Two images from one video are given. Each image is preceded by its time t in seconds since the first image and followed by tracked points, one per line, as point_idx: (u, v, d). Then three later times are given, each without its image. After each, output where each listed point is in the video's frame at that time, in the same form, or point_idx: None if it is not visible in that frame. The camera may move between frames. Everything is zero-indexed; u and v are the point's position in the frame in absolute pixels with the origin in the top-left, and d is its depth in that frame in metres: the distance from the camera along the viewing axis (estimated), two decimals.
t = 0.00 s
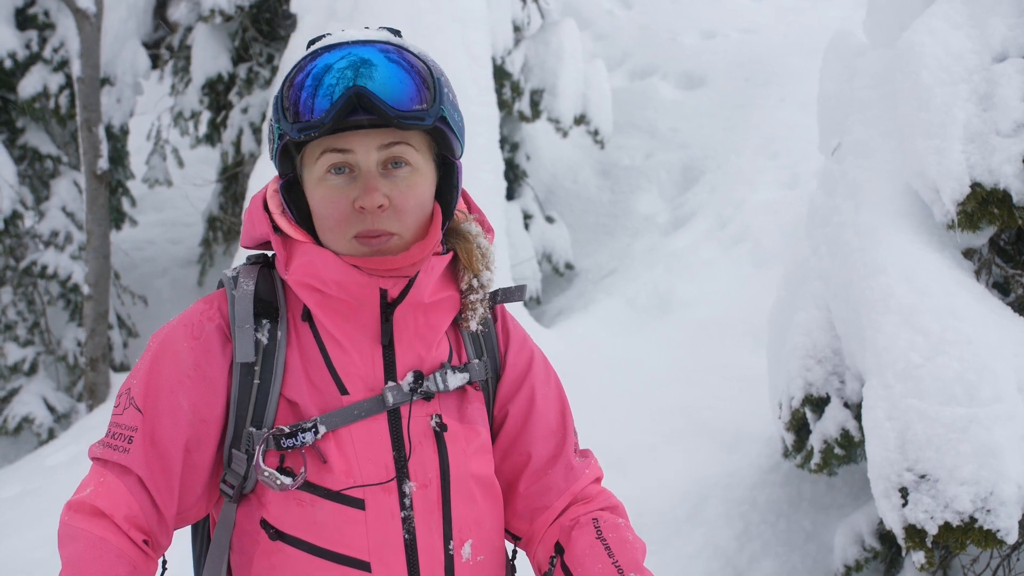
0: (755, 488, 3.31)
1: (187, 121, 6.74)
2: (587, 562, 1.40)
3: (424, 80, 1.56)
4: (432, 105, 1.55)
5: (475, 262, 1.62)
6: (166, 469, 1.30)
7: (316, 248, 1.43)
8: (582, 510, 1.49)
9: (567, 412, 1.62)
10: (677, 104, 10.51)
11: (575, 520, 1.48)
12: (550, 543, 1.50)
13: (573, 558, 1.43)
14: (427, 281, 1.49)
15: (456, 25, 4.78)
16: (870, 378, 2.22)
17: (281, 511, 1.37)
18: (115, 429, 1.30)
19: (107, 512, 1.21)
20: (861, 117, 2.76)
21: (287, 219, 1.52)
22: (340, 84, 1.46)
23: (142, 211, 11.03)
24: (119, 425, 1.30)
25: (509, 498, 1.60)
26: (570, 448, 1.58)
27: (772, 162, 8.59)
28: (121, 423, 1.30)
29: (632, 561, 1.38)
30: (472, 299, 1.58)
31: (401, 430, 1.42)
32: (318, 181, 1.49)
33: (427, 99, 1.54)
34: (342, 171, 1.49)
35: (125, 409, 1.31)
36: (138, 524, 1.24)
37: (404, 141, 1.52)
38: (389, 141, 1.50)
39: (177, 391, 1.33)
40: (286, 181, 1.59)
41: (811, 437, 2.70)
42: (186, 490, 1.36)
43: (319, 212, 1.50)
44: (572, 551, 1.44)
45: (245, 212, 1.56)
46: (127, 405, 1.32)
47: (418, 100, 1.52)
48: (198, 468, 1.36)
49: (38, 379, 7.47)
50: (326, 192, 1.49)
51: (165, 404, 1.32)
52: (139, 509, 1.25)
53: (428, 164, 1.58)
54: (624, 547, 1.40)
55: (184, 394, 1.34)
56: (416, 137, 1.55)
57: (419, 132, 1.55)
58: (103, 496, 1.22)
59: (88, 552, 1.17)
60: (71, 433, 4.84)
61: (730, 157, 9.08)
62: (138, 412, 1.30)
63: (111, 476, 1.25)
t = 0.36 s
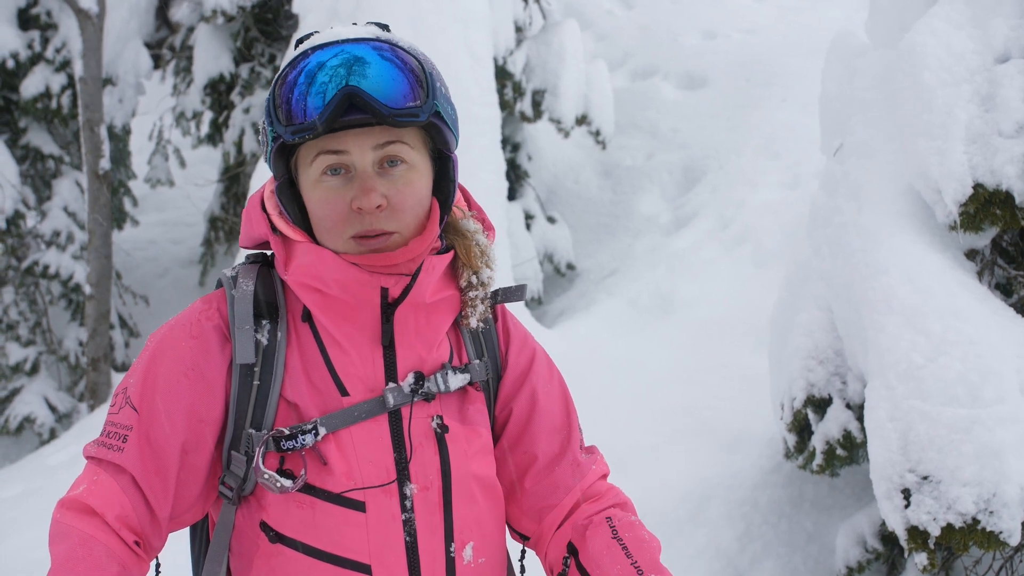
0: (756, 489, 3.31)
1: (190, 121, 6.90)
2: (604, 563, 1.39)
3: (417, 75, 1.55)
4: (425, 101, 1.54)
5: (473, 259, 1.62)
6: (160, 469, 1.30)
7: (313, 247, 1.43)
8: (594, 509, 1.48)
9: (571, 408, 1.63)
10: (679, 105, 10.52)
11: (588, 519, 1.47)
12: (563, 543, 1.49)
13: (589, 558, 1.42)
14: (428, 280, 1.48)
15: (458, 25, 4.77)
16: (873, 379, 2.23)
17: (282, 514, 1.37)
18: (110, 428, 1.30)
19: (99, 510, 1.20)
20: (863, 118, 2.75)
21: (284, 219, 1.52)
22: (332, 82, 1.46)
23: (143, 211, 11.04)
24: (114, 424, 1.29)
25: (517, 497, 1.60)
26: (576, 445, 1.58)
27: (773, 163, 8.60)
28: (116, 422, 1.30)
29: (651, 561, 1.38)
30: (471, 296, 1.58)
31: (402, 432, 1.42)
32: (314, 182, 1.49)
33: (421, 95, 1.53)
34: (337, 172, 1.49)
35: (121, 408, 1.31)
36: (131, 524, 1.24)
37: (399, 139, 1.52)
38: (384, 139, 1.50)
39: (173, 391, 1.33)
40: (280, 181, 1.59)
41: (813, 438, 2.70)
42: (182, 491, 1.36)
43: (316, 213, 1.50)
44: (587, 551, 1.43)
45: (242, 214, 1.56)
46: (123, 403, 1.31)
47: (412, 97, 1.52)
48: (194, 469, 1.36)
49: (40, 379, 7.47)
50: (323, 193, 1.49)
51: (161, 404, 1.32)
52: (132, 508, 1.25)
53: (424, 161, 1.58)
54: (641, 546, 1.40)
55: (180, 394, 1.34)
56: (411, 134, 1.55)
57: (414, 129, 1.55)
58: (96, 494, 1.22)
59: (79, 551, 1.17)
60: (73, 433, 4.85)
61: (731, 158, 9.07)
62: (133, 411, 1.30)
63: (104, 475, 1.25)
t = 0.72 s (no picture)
0: (757, 489, 3.31)
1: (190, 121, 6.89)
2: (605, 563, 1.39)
3: (421, 75, 1.56)
4: (431, 101, 1.55)
5: (470, 259, 1.62)
6: (155, 473, 1.30)
7: (310, 249, 1.43)
8: (593, 509, 1.48)
9: (569, 407, 1.62)
10: (680, 105, 10.52)
11: (588, 519, 1.47)
12: (562, 543, 1.49)
13: (589, 559, 1.42)
14: (426, 283, 1.49)
15: (459, 26, 4.77)
16: (873, 379, 2.23)
17: (280, 518, 1.37)
18: (105, 432, 1.30)
19: (93, 516, 1.20)
20: (864, 119, 2.76)
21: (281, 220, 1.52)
22: (337, 80, 1.46)
23: (144, 211, 11.05)
24: (109, 428, 1.30)
25: (515, 497, 1.60)
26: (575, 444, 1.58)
27: (774, 163, 8.60)
28: (111, 426, 1.30)
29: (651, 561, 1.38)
30: (469, 297, 1.58)
31: (400, 435, 1.42)
32: (315, 179, 1.49)
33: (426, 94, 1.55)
34: (340, 170, 1.48)
35: (116, 412, 1.31)
36: (125, 529, 1.24)
37: (403, 139, 1.52)
38: (388, 138, 1.50)
39: (168, 395, 1.33)
40: (280, 179, 1.58)
41: (814, 438, 2.70)
42: (177, 495, 1.36)
43: (316, 211, 1.50)
44: (587, 551, 1.43)
45: (239, 216, 1.56)
46: (118, 407, 1.32)
47: (417, 97, 1.53)
48: (190, 473, 1.36)
49: (40, 379, 7.47)
50: (324, 190, 1.48)
51: (156, 408, 1.32)
52: (127, 513, 1.25)
53: (425, 161, 1.58)
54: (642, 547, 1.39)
55: (176, 399, 1.34)
56: (414, 134, 1.55)
57: (417, 129, 1.55)
58: (89, 499, 1.22)
59: (71, 557, 1.17)
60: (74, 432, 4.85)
61: (733, 159, 9.07)
62: (128, 416, 1.30)
63: (98, 479, 1.25)
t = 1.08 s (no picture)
0: (757, 490, 3.31)
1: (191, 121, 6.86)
2: (612, 555, 1.39)
3: (444, 65, 1.62)
4: (455, 91, 1.63)
5: (462, 250, 1.64)
6: (152, 473, 1.30)
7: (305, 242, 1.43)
8: (596, 501, 1.49)
9: (565, 403, 1.64)
10: (681, 106, 10.52)
11: (591, 512, 1.48)
12: (565, 536, 1.48)
13: (595, 550, 1.41)
14: (419, 279, 1.48)
15: (460, 26, 4.76)
16: (873, 380, 2.23)
17: (274, 515, 1.37)
18: (100, 433, 1.30)
19: (91, 518, 1.21)
20: (864, 119, 2.75)
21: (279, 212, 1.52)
22: (365, 60, 1.50)
23: (145, 211, 11.05)
24: (104, 429, 1.30)
25: (513, 493, 1.59)
26: (572, 438, 1.59)
27: (775, 164, 8.59)
28: (106, 427, 1.30)
29: (657, 551, 1.39)
30: (461, 288, 1.59)
31: (394, 430, 1.41)
32: (333, 158, 1.51)
33: (445, 81, 1.60)
34: (359, 151, 1.51)
35: (111, 413, 1.31)
36: (123, 530, 1.24)
37: (420, 126, 1.57)
38: (407, 124, 1.54)
39: (163, 395, 1.33)
40: (291, 161, 1.59)
41: (814, 438, 2.70)
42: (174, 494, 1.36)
43: (331, 191, 1.51)
44: (592, 543, 1.43)
45: (233, 210, 1.55)
46: (113, 408, 1.32)
47: (443, 83, 1.59)
48: (187, 472, 1.36)
49: (41, 379, 7.47)
50: (343, 168, 1.50)
51: (150, 408, 1.32)
52: (125, 514, 1.25)
53: (437, 153, 1.62)
54: (647, 537, 1.40)
55: (170, 398, 1.34)
56: (432, 123, 1.60)
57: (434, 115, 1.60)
58: (87, 501, 1.22)
59: (71, 560, 1.17)
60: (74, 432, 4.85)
61: (734, 159, 9.06)
62: (123, 416, 1.30)
63: (95, 481, 1.25)
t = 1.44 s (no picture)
0: (758, 490, 3.31)
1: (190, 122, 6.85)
2: (595, 555, 1.39)
3: (450, 79, 1.63)
4: (461, 105, 1.64)
5: (459, 250, 1.66)
6: (146, 470, 1.29)
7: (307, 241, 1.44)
8: (584, 502, 1.48)
9: (555, 400, 1.64)
10: (681, 106, 10.52)
11: (579, 512, 1.47)
12: (553, 535, 1.48)
13: (580, 551, 1.41)
14: (418, 280, 1.49)
15: (460, 26, 4.76)
16: (874, 380, 2.23)
17: (271, 510, 1.37)
18: (94, 429, 1.30)
19: (85, 514, 1.20)
20: (864, 120, 2.75)
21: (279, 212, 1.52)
22: (374, 73, 1.50)
23: (146, 212, 11.06)
24: (98, 426, 1.29)
25: (503, 490, 1.59)
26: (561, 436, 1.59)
27: (776, 164, 8.59)
28: (101, 423, 1.29)
29: (642, 553, 1.38)
30: (458, 287, 1.60)
31: (389, 428, 1.42)
32: (338, 167, 1.52)
33: (450, 94, 1.60)
34: (363, 161, 1.52)
35: (105, 409, 1.31)
36: (116, 526, 1.23)
37: (425, 138, 1.58)
38: (412, 137, 1.55)
39: (159, 392, 1.33)
40: (294, 167, 1.59)
41: (814, 438, 2.70)
42: (167, 492, 1.35)
43: (335, 200, 1.52)
44: (578, 544, 1.42)
45: (231, 210, 1.55)
46: (107, 405, 1.31)
47: (450, 97, 1.61)
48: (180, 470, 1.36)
49: (41, 380, 7.46)
50: (347, 177, 1.51)
51: (146, 405, 1.32)
52: (118, 511, 1.24)
53: (439, 165, 1.64)
54: (632, 539, 1.39)
55: (166, 396, 1.34)
56: (435, 137, 1.62)
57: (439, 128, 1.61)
58: (80, 497, 1.22)
59: (63, 557, 1.16)
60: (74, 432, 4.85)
61: (734, 159, 9.06)
62: (118, 413, 1.29)
63: (88, 478, 1.24)
